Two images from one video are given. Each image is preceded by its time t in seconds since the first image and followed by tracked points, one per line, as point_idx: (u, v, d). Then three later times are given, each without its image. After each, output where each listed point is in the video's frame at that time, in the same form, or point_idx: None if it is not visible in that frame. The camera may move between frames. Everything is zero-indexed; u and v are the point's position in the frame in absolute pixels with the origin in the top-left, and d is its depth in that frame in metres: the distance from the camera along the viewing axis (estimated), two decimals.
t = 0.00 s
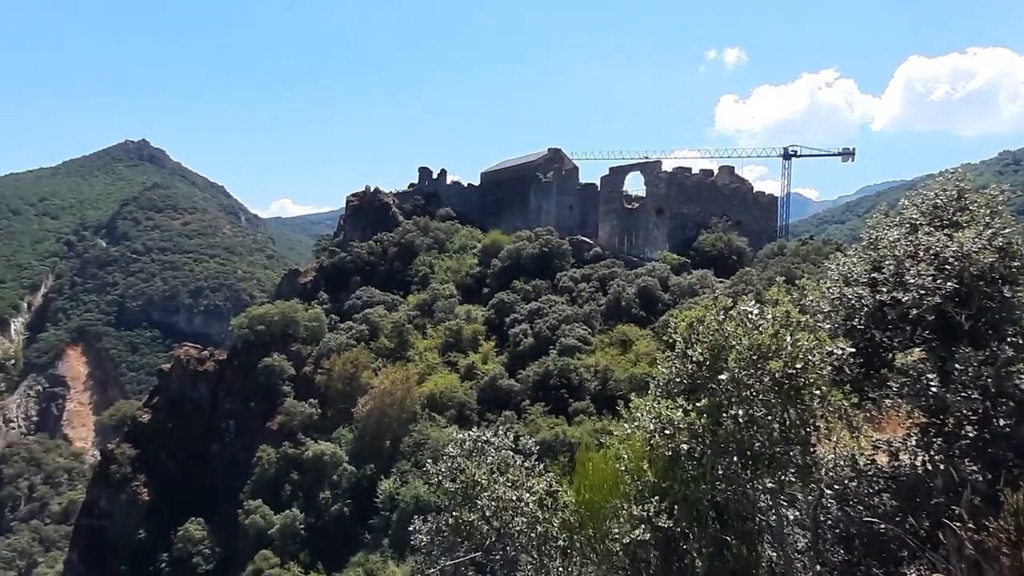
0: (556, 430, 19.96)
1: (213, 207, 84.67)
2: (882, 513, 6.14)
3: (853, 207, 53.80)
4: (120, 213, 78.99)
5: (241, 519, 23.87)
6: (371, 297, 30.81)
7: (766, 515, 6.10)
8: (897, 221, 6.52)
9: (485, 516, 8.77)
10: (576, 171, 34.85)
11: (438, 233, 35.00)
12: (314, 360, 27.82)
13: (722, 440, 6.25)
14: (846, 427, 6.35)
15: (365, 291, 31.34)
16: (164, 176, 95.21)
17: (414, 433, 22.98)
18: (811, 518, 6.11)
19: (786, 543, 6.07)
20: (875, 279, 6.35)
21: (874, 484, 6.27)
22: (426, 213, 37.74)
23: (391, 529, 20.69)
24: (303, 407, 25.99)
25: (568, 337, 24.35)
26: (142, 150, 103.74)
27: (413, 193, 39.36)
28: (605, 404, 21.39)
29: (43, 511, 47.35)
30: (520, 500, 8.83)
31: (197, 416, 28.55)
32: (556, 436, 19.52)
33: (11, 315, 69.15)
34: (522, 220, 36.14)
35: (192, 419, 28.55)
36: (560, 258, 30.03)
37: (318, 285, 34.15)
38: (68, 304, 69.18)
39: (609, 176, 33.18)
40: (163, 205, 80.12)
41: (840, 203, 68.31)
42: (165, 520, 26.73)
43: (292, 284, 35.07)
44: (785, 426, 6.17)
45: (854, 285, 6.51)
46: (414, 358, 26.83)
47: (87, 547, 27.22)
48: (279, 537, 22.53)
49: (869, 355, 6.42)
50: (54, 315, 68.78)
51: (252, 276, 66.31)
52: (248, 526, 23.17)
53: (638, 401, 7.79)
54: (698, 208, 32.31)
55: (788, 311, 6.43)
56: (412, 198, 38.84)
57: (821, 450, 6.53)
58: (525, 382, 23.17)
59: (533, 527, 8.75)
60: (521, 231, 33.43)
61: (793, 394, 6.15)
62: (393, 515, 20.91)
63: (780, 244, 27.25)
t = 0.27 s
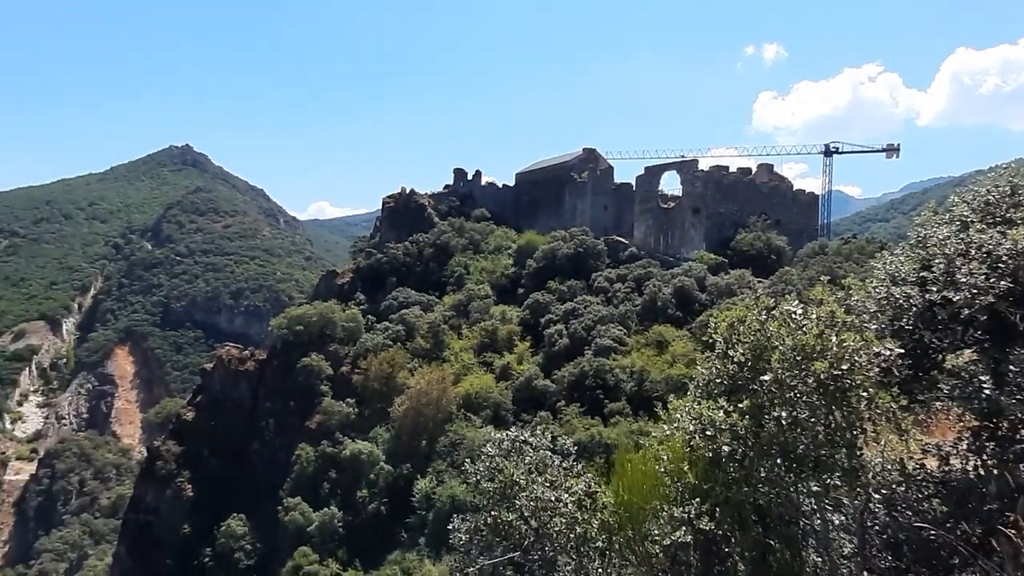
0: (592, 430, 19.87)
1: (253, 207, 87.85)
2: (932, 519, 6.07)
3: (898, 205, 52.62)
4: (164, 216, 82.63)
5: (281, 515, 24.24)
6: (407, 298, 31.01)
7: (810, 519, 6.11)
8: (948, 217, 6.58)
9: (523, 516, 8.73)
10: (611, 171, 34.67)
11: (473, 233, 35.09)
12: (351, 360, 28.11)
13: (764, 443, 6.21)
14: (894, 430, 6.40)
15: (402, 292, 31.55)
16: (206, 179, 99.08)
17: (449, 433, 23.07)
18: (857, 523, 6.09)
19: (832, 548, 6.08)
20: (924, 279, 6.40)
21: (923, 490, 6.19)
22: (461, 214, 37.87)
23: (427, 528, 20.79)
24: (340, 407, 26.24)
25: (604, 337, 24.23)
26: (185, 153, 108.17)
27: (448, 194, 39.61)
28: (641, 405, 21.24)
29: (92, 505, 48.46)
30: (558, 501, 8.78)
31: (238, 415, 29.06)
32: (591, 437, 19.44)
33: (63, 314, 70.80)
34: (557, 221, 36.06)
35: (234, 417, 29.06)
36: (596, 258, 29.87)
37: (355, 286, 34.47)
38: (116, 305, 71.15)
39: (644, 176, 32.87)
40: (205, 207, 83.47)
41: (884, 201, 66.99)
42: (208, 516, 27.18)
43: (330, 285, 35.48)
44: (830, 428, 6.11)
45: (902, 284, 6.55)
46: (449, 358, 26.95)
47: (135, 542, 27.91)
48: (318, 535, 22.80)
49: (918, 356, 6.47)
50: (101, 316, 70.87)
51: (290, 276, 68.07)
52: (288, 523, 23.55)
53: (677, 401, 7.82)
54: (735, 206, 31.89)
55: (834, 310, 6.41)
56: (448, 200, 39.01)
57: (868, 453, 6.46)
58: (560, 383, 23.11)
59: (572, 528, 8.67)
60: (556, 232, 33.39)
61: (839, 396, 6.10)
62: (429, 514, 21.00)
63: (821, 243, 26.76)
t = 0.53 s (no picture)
0: (619, 431, 19.78)
1: (281, 209, 89.50)
2: (971, 524, 6.17)
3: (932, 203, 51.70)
4: (196, 218, 84.78)
5: (310, 513, 24.44)
6: (433, 298, 31.12)
7: (845, 522, 6.21)
8: (986, 214, 6.54)
9: (552, 516, 8.74)
10: (637, 170, 34.50)
11: (499, 234, 35.11)
12: (378, 359, 28.27)
13: (797, 445, 6.22)
14: (932, 432, 6.35)
15: (428, 292, 31.67)
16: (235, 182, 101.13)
17: (476, 433, 23.11)
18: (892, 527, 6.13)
19: (866, 552, 6.22)
20: (961, 278, 6.46)
21: (962, 493, 6.28)
22: (486, 214, 37.91)
23: (454, 527, 20.84)
24: (367, 406, 26.40)
25: (630, 338, 24.13)
26: (216, 157, 110.72)
27: (474, 194, 39.68)
28: (668, 406, 21.09)
29: (127, 500, 49.23)
30: (587, 501, 8.70)
31: (268, 414, 29.40)
32: (618, 437, 19.36)
33: (99, 314, 71.92)
34: (583, 221, 35.98)
35: (264, 415, 29.44)
36: (622, 258, 29.73)
37: (382, 286, 34.67)
38: (149, 306, 72.40)
39: (671, 174, 32.63)
40: (235, 210, 85.47)
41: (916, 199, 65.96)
42: (238, 512, 27.52)
43: (357, 285, 35.73)
44: (866, 430, 6.08)
45: (938, 284, 6.64)
46: (475, 358, 27.01)
47: (167, 537, 28.24)
48: (347, 532, 22.97)
49: (956, 358, 6.56)
50: (135, 316, 72.13)
51: (318, 277, 69.17)
52: (316, 521, 23.71)
53: (707, 403, 7.88)
54: (764, 205, 31.54)
55: (869, 310, 6.42)
56: (473, 200, 39.07)
57: (904, 457, 6.50)
58: (586, 383, 23.03)
59: (601, 529, 8.59)
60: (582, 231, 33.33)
61: (874, 396, 6.10)
62: (456, 513, 21.04)
63: (852, 242, 26.39)
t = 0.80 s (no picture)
0: (641, 431, 19.67)
1: (305, 210, 90.39)
2: (1004, 527, 6.17)
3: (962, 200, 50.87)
4: (222, 219, 85.94)
5: (333, 512, 24.58)
6: (456, 298, 31.19)
7: (874, 525, 6.16)
8: (1020, 212, 6.71)
9: (576, 516, 8.72)
10: (659, 169, 34.30)
11: (521, 233, 35.09)
12: (401, 359, 28.41)
13: (825, 446, 6.20)
14: (965, 433, 6.24)
15: (450, 292, 31.74)
16: (260, 183, 102.37)
17: (498, 433, 23.13)
18: (923, 530, 6.12)
19: (897, 555, 6.17)
20: (995, 276, 6.64)
21: (995, 496, 6.24)
22: (508, 214, 37.94)
23: (476, 526, 20.88)
24: (390, 406, 26.53)
25: (652, 337, 24.00)
26: (240, 159, 112.19)
27: (496, 194, 39.72)
28: (691, 406, 20.96)
29: (156, 497, 49.93)
30: (611, 501, 8.74)
31: (293, 413, 29.66)
32: (641, 438, 19.25)
33: (127, 314, 72.96)
34: (604, 220, 35.86)
35: (289, 414, 29.70)
36: (644, 257, 29.65)
37: (404, 286, 34.80)
38: (176, 306, 73.33)
39: (693, 173, 32.42)
40: (260, 211, 86.47)
41: (944, 196, 65.05)
42: (264, 510, 27.77)
43: (379, 285, 35.88)
44: (895, 432, 6.04)
45: (971, 282, 6.80)
46: (497, 358, 27.04)
47: (194, 534, 28.57)
48: (370, 531, 23.00)
49: (989, 357, 6.72)
50: (163, 316, 73.10)
51: (341, 277, 69.75)
52: (340, 520, 23.82)
53: (733, 404, 7.92)
54: (789, 203, 31.20)
55: (899, 309, 6.35)
56: (495, 200, 39.11)
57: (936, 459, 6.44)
58: (609, 383, 22.96)
59: (625, 529, 8.62)
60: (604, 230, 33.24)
61: (905, 397, 6.03)
62: (478, 512, 21.07)
63: (879, 240, 26.05)
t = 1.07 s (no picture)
0: (659, 430, 19.57)
1: (323, 210, 91.06)
2: None
3: (986, 197, 50.22)
4: (241, 220, 87.07)
5: (352, 510, 24.63)
6: (472, 297, 31.21)
7: (898, 527, 6.14)
8: None
9: (594, 515, 9.09)
10: (677, 167, 34.09)
11: (538, 232, 35.04)
12: (418, 358, 28.52)
13: (848, 446, 6.15)
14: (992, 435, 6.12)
15: (467, 291, 31.76)
16: (278, 184, 103.41)
17: (516, 432, 23.12)
18: (948, 531, 6.11)
19: (921, 557, 6.18)
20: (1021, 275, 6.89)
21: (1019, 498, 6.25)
22: (525, 213, 37.91)
23: (494, 525, 20.88)
24: (407, 404, 26.61)
25: (670, 337, 23.86)
26: (259, 159, 113.52)
27: (512, 193, 39.77)
28: (710, 406, 20.85)
29: (177, 495, 50.93)
30: (630, 500, 9.08)
31: (311, 412, 29.79)
32: (658, 437, 19.15)
33: (149, 314, 73.69)
34: (621, 219, 35.73)
35: (308, 413, 29.85)
36: (662, 256, 29.41)
37: (421, 286, 34.87)
38: (197, 306, 73.95)
39: (711, 171, 32.23)
40: (278, 211, 87.23)
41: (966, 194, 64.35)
42: (284, 507, 27.91)
43: (397, 285, 35.95)
44: (920, 432, 5.98)
45: (996, 281, 7.01)
46: (514, 357, 27.03)
47: (215, 531, 28.77)
48: (387, 529, 23.04)
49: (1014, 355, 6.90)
50: (184, 315, 73.78)
51: (359, 277, 70.16)
52: (358, 518, 23.86)
53: (752, 404, 7.92)
54: (808, 201, 30.86)
55: (923, 308, 6.31)
56: (512, 200, 39.13)
57: (958, 460, 6.49)
58: (626, 382, 22.88)
59: (645, 529, 8.94)
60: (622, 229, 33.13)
61: (929, 397, 5.96)
62: (496, 511, 21.07)
63: (900, 237, 25.76)
